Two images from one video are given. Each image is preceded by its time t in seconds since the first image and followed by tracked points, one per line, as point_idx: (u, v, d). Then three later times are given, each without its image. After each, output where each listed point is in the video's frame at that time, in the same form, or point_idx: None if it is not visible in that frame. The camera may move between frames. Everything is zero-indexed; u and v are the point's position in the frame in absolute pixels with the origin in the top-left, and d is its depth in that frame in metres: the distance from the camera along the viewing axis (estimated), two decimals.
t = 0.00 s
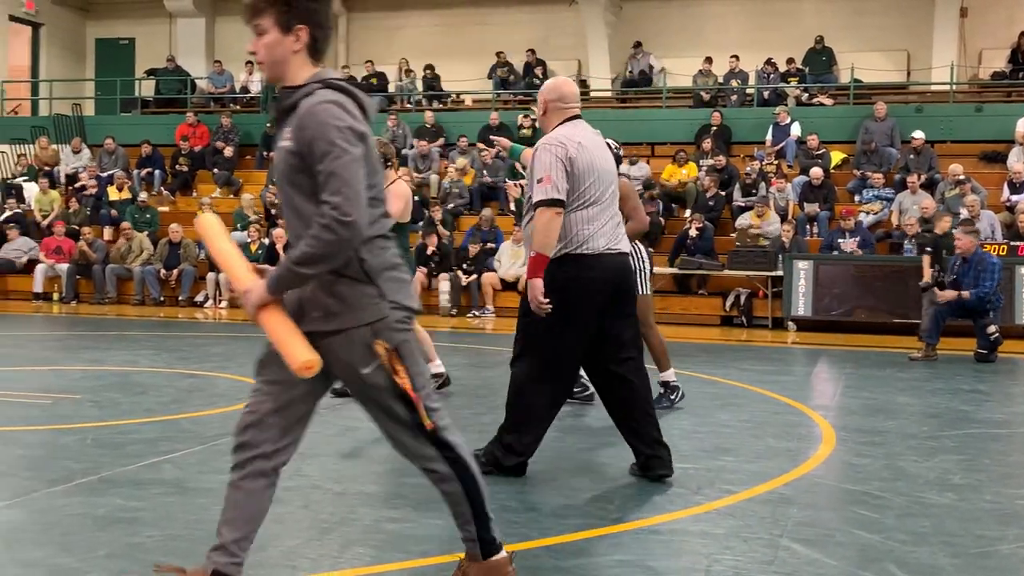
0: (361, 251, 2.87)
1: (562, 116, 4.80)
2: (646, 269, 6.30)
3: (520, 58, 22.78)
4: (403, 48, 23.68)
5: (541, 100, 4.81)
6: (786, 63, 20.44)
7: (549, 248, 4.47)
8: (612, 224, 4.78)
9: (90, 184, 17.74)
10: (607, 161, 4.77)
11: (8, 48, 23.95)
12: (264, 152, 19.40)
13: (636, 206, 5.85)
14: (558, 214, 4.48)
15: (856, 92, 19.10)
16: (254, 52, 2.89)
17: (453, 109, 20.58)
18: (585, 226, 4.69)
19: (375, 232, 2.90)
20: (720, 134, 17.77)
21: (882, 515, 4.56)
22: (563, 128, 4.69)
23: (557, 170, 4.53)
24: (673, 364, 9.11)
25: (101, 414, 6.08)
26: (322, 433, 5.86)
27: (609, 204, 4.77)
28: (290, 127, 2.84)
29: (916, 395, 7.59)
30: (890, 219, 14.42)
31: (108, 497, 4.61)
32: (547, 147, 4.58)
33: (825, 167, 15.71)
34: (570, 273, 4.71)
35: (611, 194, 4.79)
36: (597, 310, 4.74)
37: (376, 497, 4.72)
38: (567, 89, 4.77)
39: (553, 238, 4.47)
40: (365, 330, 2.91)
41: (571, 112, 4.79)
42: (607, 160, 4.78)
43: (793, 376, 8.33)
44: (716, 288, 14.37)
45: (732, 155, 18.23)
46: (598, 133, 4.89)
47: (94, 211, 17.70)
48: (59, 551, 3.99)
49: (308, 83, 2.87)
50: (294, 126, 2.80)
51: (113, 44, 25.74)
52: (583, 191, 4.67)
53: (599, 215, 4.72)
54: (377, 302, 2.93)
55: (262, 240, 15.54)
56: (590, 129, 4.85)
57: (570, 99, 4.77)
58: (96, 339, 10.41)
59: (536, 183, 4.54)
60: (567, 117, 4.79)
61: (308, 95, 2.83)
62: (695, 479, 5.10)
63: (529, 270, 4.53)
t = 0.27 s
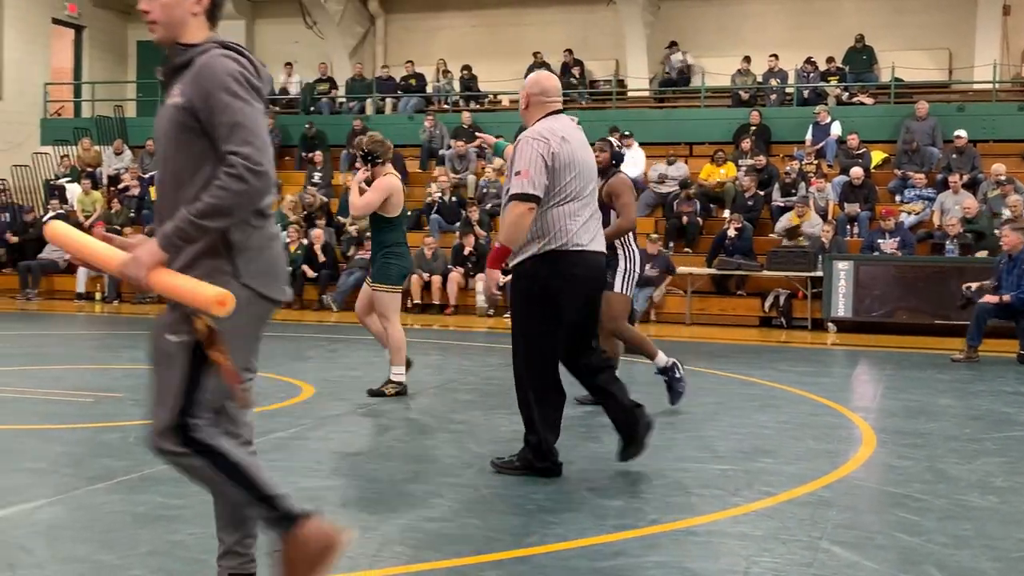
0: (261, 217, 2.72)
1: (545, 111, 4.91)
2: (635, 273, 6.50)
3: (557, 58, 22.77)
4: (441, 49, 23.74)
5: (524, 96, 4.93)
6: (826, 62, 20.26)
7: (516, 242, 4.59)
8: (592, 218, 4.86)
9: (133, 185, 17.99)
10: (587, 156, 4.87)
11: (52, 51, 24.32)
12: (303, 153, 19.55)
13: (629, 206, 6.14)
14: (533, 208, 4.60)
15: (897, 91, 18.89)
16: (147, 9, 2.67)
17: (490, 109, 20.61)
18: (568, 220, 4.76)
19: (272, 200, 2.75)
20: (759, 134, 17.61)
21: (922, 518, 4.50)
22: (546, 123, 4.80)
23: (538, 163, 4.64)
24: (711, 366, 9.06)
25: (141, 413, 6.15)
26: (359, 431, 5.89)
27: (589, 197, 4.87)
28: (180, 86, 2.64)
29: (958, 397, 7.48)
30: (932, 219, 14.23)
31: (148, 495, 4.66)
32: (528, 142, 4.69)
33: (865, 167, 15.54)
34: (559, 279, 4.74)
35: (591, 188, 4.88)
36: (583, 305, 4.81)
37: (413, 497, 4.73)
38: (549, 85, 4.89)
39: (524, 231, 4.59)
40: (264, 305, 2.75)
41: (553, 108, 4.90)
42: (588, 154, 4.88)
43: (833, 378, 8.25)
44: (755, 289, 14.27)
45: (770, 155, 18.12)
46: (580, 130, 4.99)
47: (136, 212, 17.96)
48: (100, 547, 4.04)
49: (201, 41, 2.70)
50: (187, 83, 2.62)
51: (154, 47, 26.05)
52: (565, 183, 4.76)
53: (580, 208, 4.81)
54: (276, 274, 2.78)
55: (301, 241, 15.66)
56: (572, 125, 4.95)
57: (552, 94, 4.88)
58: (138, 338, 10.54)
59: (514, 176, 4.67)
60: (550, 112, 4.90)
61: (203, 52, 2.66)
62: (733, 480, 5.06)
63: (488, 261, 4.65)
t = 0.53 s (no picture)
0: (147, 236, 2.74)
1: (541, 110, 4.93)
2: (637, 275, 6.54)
3: (603, 58, 22.72)
4: (486, 50, 23.75)
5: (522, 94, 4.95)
6: (875, 61, 20.03)
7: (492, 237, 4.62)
8: (582, 220, 4.91)
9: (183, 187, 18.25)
10: (581, 159, 4.90)
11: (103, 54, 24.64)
12: (349, 154, 19.70)
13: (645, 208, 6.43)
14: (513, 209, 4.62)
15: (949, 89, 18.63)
16: (32, 20, 2.66)
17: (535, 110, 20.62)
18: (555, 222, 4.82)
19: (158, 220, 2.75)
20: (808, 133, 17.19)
21: (973, 522, 4.43)
22: (542, 123, 4.83)
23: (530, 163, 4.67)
24: (757, 367, 8.99)
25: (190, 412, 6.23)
26: (405, 431, 5.91)
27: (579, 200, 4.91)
28: (61, 101, 2.62)
29: (1010, 400, 7.35)
30: (984, 220, 14.02)
31: (197, 493, 4.71)
32: (524, 142, 4.71)
33: (916, 167, 15.34)
34: (553, 273, 4.83)
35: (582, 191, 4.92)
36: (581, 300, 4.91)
37: (458, 497, 4.74)
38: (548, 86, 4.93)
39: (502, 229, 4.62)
40: (137, 331, 2.71)
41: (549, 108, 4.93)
42: (581, 157, 4.91)
43: (882, 380, 8.14)
44: (803, 289, 14.16)
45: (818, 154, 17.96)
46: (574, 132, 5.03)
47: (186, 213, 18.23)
48: (150, 544, 4.09)
49: (86, 55, 2.67)
50: (67, 98, 2.59)
51: (203, 50, 26.36)
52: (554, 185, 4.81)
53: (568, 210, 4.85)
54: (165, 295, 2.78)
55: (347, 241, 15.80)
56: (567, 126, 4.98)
57: (550, 95, 4.92)
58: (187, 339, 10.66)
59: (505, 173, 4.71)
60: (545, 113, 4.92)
61: (83, 68, 2.62)
62: (779, 483, 5.01)
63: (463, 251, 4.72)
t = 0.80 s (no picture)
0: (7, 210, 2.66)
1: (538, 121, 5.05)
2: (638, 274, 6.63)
3: (655, 58, 22.61)
4: (539, 51, 23.71)
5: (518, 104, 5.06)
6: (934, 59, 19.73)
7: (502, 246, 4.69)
8: (574, 230, 5.02)
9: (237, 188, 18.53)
10: (577, 168, 5.03)
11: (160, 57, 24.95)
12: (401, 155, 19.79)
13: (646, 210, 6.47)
14: (521, 217, 4.70)
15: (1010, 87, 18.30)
16: None
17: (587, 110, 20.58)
18: (551, 230, 4.91)
19: (27, 200, 2.71)
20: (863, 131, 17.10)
21: None
22: (541, 132, 4.94)
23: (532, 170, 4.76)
24: (811, 369, 8.90)
25: (244, 410, 6.30)
26: (456, 431, 5.93)
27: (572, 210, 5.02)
28: None
29: None
30: None
31: (251, 491, 4.76)
32: (525, 149, 4.79)
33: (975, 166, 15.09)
34: (541, 279, 4.91)
35: (575, 201, 5.04)
36: (565, 308, 4.98)
37: (509, 498, 4.74)
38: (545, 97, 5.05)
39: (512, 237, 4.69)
40: None
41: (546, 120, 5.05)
42: (577, 168, 5.03)
43: (939, 383, 8.02)
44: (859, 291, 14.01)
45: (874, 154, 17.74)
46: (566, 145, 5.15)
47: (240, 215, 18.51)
48: (205, 541, 4.13)
49: None
50: None
51: (257, 52, 26.60)
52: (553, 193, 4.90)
53: (563, 219, 4.95)
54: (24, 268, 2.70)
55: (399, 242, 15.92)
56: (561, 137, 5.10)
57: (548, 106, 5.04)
58: (242, 338, 10.79)
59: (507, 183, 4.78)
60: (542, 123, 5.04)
61: None
62: (834, 486, 4.95)
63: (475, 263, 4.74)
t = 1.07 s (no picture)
0: None
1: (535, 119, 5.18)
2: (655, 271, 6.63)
3: (712, 57, 22.45)
4: (595, 51, 23.66)
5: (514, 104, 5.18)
6: (997, 57, 19.38)
7: (520, 240, 4.81)
8: (578, 223, 5.15)
9: (294, 190, 18.71)
10: (577, 162, 5.15)
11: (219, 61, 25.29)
12: (455, 156, 19.87)
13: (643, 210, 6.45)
14: (534, 209, 4.83)
15: None
16: None
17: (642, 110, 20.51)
18: (559, 222, 5.04)
19: None
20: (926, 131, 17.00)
21: None
22: (541, 128, 5.07)
23: (537, 164, 4.89)
24: (869, 372, 8.80)
25: (300, 409, 6.37)
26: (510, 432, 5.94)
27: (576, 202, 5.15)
28: None
29: None
30: None
31: (307, 489, 4.80)
32: (526, 145, 4.93)
33: None
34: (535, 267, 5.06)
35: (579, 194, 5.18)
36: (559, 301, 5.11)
37: (563, 499, 4.74)
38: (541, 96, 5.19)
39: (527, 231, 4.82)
40: None
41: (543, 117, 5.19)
42: (578, 162, 5.17)
43: (1000, 387, 7.88)
44: (919, 292, 13.88)
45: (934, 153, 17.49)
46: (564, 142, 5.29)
47: (298, 216, 18.68)
48: (262, 539, 4.18)
49: None
50: None
51: (313, 54, 26.83)
52: (559, 185, 5.03)
53: (568, 212, 5.08)
54: None
55: (453, 243, 16.03)
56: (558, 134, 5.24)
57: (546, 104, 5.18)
58: (298, 337, 10.91)
59: (514, 179, 4.88)
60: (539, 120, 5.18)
61: None
62: (893, 490, 4.89)
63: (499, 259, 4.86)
